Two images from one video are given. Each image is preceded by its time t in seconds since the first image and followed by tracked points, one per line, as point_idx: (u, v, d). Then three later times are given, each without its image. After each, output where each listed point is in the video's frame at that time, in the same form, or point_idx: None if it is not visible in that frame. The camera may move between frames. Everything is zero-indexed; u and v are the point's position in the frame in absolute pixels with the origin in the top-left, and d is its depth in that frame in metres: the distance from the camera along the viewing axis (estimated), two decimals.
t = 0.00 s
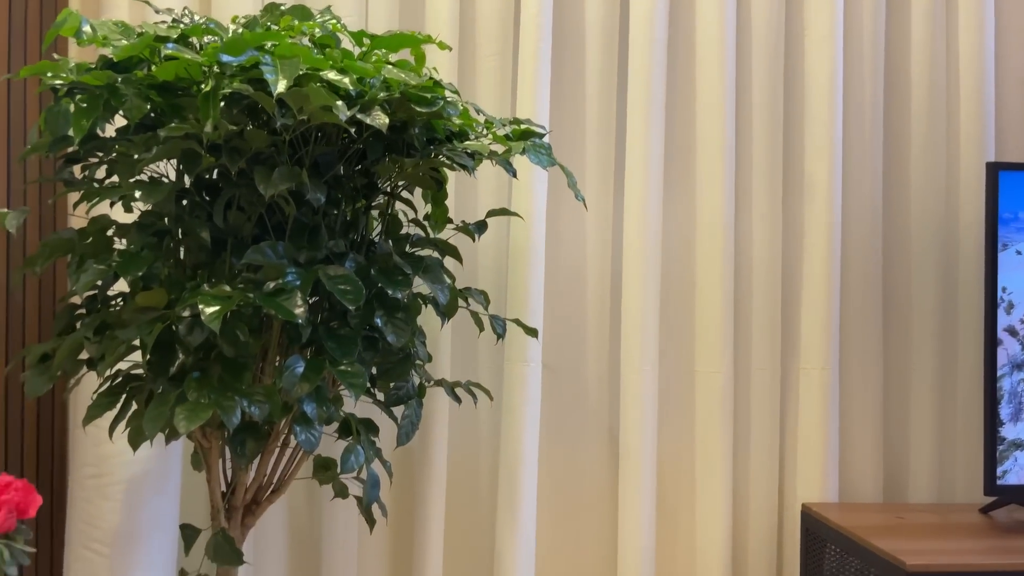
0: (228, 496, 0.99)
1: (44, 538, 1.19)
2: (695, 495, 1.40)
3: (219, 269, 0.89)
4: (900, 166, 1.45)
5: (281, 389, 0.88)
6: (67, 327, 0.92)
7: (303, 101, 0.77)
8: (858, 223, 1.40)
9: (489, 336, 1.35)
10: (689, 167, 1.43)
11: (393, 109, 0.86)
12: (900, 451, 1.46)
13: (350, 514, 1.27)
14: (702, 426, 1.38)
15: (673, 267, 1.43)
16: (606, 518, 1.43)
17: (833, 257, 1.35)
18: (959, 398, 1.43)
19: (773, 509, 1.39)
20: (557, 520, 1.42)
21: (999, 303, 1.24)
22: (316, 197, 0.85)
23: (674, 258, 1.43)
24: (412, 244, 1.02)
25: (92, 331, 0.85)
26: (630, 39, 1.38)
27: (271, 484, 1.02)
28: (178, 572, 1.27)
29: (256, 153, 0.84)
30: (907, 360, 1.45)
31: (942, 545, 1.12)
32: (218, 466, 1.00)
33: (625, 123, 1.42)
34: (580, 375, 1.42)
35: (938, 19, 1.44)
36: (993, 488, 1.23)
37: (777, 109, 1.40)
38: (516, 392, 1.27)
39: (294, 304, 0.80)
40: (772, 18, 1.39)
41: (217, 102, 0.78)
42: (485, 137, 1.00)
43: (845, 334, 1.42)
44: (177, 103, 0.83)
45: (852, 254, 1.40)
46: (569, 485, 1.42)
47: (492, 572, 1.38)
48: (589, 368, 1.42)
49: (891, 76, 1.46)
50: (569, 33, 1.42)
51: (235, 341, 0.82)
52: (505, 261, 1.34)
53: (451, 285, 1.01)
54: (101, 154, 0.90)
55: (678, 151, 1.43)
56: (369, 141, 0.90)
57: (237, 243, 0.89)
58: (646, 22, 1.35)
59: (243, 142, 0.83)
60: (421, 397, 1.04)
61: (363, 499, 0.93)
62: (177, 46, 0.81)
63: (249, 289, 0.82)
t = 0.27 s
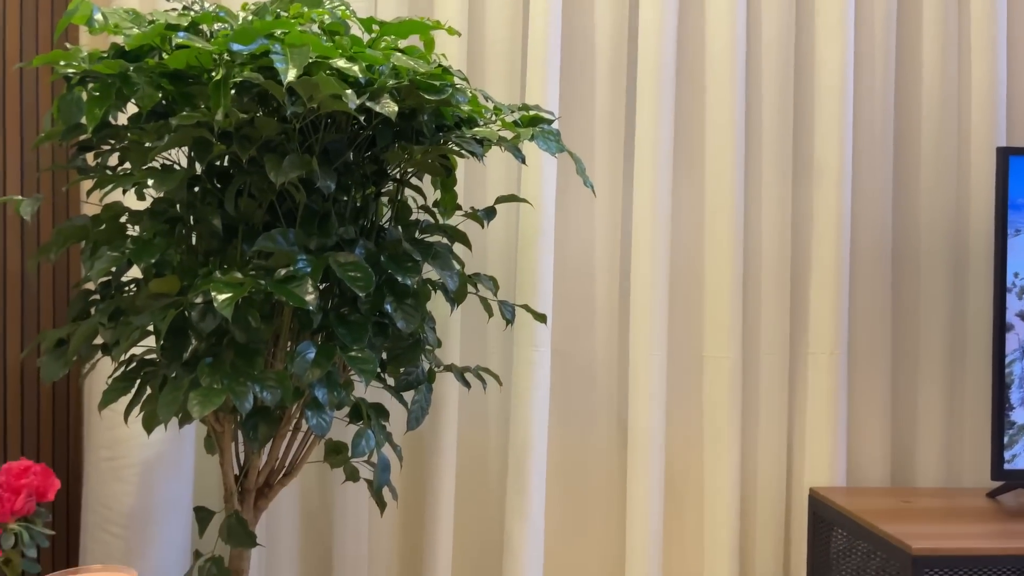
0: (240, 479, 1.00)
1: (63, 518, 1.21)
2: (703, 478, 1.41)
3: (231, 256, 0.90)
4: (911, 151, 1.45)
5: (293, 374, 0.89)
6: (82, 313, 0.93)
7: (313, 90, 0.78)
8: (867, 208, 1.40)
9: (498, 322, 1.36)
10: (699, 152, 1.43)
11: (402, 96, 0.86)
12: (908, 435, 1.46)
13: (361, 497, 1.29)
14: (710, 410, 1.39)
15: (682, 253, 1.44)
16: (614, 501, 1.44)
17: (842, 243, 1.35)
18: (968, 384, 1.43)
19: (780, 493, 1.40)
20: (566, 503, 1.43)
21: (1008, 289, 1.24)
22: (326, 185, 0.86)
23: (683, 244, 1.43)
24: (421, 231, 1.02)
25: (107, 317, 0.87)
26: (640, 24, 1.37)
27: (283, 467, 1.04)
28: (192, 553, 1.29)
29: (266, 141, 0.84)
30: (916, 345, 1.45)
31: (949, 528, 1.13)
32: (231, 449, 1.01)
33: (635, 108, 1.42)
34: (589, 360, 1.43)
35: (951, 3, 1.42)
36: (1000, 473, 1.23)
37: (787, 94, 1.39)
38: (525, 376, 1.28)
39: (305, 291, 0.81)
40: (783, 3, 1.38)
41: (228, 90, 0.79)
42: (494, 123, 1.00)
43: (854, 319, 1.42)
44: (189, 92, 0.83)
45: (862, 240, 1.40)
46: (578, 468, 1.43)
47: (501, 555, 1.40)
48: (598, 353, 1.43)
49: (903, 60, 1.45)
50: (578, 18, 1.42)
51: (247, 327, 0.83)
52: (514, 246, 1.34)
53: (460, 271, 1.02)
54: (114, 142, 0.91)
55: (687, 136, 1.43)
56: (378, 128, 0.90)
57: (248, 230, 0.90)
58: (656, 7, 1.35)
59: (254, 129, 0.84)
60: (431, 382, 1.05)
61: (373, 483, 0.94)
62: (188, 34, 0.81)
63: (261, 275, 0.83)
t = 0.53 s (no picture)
0: (250, 468, 1.02)
1: (77, 506, 1.23)
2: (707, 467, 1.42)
3: (240, 249, 0.91)
4: (915, 143, 1.45)
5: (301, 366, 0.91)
6: (94, 306, 0.94)
7: (320, 87, 0.79)
8: (871, 199, 1.41)
9: (503, 313, 1.38)
10: (703, 144, 1.43)
11: (407, 92, 0.87)
12: (911, 425, 1.47)
13: (368, 486, 1.31)
14: (714, 400, 1.40)
15: (686, 244, 1.44)
16: (619, 490, 1.46)
17: (846, 233, 1.35)
18: (971, 374, 1.44)
19: (783, 481, 1.41)
20: (571, 491, 1.45)
21: (1010, 280, 1.25)
22: (333, 180, 0.87)
23: (687, 235, 1.44)
24: (427, 224, 1.03)
25: (119, 310, 0.88)
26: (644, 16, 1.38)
27: (292, 457, 1.05)
28: (203, 541, 1.31)
29: (274, 137, 0.85)
30: (919, 335, 1.46)
31: (950, 517, 1.14)
32: (241, 439, 1.03)
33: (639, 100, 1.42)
34: (593, 351, 1.44)
35: None
36: (1000, 462, 1.25)
37: (791, 86, 1.39)
38: (530, 367, 1.30)
39: (313, 285, 0.82)
40: None
41: (236, 87, 0.80)
42: (499, 118, 1.01)
43: (858, 310, 1.43)
44: (197, 89, 0.84)
45: (865, 231, 1.41)
46: (583, 457, 1.44)
47: (507, 542, 1.42)
48: (603, 344, 1.44)
49: (907, 51, 1.45)
50: (583, 10, 1.42)
51: (256, 320, 0.84)
52: (520, 238, 1.35)
53: (466, 263, 1.03)
54: (124, 136, 0.92)
55: (692, 127, 1.44)
56: (384, 123, 0.91)
57: (256, 224, 0.91)
58: None
59: (262, 126, 0.85)
60: (437, 373, 1.07)
61: (381, 472, 0.96)
62: (197, 32, 0.82)
63: (269, 270, 0.84)
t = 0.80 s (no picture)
0: (257, 465, 1.04)
1: (87, 502, 1.25)
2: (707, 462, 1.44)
3: (247, 251, 0.93)
4: (914, 141, 1.46)
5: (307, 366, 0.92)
6: (102, 307, 0.96)
7: (324, 93, 0.80)
8: (870, 196, 1.42)
9: (506, 311, 1.39)
10: (703, 142, 1.44)
11: (409, 97, 0.89)
12: (909, 420, 1.49)
13: (373, 482, 1.32)
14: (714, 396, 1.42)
15: (686, 241, 1.46)
16: (620, 485, 1.48)
17: (845, 231, 1.36)
18: (969, 369, 1.45)
19: (783, 476, 1.43)
20: (573, 487, 1.47)
21: (1008, 277, 1.26)
22: (337, 184, 0.88)
23: (688, 233, 1.46)
24: (430, 224, 1.05)
25: (127, 312, 0.90)
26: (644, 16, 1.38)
27: (298, 454, 1.07)
28: (211, 536, 1.33)
29: (279, 142, 0.87)
30: (918, 331, 1.47)
31: (948, 511, 1.15)
32: (248, 437, 1.05)
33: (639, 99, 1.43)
34: (595, 348, 1.45)
35: None
36: (998, 457, 1.26)
37: (790, 84, 1.40)
38: (532, 364, 1.31)
39: (318, 287, 0.83)
40: None
41: (242, 94, 0.81)
42: (500, 120, 1.02)
43: (857, 307, 1.44)
44: (204, 94, 0.86)
45: (865, 228, 1.42)
46: (585, 453, 1.46)
47: (510, 536, 1.44)
48: (604, 341, 1.45)
49: (907, 49, 1.46)
50: (584, 10, 1.43)
51: (262, 321, 0.86)
52: (522, 238, 1.37)
53: (468, 263, 1.05)
54: (131, 140, 0.93)
55: (692, 126, 1.45)
56: (387, 126, 0.93)
57: (262, 226, 0.93)
58: None
59: (268, 130, 0.86)
60: (440, 371, 1.08)
61: (385, 469, 0.97)
62: (203, 39, 0.84)
63: (275, 272, 0.86)
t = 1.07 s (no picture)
0: (261, 466, 1.05)
1: (93, 503, 1.27)
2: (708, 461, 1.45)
3: (250, 255, 0.94)
4: (913, 141, 1.47)
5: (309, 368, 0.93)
6: (107, 310, 0.97)
7: (325, 99, 0.81)
8: (869, 196, 1.42)
9: (507, 312, 1.40)
10: (703, 143, 1.45)
11: (410, 101, 0.89)
12: (909, 419, 1.49)
13: (376, 482, 1.33)
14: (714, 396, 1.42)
15: (686, 242, 1.46)
16: (621, 485, 1.49)
17: (844, 231, 1.37)
18: (969, 368, 1.46)
19: (783, 474, 1.43)
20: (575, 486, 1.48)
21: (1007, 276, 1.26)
22: (339, 188, 0.89)
23: (688, 233, 1.46)
24: (431, 227, 1.06)
25: (132, 315, 0.91)
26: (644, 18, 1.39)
27: (301, 455, 1.08)
28: (216, 537, 1.35)
29: (282, 147, 0.88)
30: (917, 330, 1.48)
31: (947, 510, 1.16)
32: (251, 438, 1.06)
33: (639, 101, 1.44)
34: (596, 348, 1.46)
35: None
36: (997, 456, 1.26)
37: (789, 85, 1.41)
38: (533, 364, 1.32)
39: (320, 290, 0.84)
40: None
41: (244, 100, 0.82)
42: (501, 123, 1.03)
43: (856, 306, 1.45)
44: (206, 100, 0.87)
45: (864, 228, 1.43)
46: (586, 452, 1.47)
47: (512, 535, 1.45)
48: (605, 341, 1.46)
49: (905, 50, 1.47)
50: (583, 12, 1.44)
51: (265, 324, 0.87)
52: (523, 239, 1.37)
53: (469, 265, 1.05)
54: (134, 145, 0.94)
55: (692, 127, 1.45)
56: (388, 130, 0.93)
57: (264, 230, 0.94)
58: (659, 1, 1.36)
59: (270, 135, 0.87)
60: (442, 372, 1.09)
61: (388, 470, 0.98)
62: (205, 45, 0.84)
63: (278, 275, 0.86)
